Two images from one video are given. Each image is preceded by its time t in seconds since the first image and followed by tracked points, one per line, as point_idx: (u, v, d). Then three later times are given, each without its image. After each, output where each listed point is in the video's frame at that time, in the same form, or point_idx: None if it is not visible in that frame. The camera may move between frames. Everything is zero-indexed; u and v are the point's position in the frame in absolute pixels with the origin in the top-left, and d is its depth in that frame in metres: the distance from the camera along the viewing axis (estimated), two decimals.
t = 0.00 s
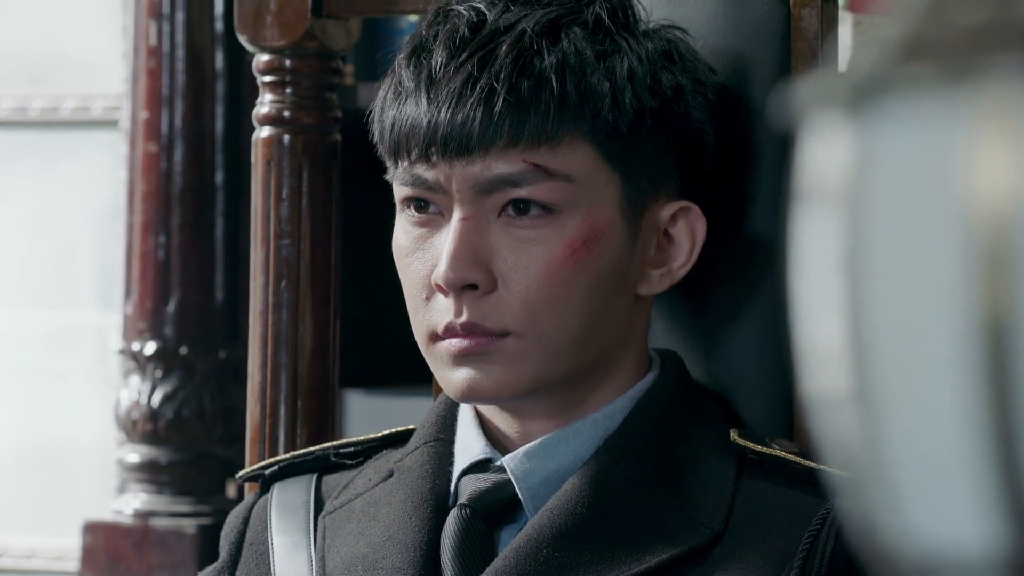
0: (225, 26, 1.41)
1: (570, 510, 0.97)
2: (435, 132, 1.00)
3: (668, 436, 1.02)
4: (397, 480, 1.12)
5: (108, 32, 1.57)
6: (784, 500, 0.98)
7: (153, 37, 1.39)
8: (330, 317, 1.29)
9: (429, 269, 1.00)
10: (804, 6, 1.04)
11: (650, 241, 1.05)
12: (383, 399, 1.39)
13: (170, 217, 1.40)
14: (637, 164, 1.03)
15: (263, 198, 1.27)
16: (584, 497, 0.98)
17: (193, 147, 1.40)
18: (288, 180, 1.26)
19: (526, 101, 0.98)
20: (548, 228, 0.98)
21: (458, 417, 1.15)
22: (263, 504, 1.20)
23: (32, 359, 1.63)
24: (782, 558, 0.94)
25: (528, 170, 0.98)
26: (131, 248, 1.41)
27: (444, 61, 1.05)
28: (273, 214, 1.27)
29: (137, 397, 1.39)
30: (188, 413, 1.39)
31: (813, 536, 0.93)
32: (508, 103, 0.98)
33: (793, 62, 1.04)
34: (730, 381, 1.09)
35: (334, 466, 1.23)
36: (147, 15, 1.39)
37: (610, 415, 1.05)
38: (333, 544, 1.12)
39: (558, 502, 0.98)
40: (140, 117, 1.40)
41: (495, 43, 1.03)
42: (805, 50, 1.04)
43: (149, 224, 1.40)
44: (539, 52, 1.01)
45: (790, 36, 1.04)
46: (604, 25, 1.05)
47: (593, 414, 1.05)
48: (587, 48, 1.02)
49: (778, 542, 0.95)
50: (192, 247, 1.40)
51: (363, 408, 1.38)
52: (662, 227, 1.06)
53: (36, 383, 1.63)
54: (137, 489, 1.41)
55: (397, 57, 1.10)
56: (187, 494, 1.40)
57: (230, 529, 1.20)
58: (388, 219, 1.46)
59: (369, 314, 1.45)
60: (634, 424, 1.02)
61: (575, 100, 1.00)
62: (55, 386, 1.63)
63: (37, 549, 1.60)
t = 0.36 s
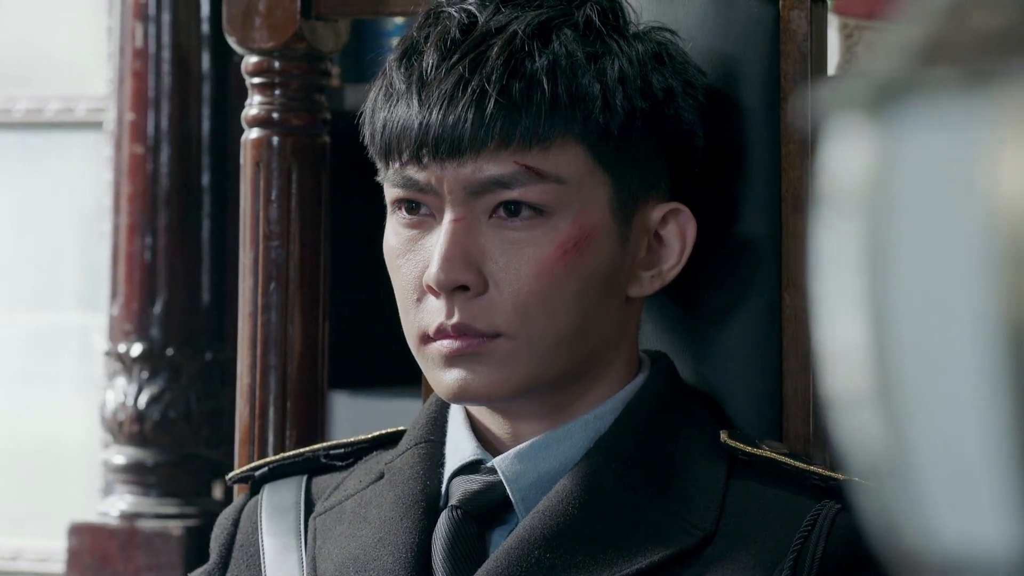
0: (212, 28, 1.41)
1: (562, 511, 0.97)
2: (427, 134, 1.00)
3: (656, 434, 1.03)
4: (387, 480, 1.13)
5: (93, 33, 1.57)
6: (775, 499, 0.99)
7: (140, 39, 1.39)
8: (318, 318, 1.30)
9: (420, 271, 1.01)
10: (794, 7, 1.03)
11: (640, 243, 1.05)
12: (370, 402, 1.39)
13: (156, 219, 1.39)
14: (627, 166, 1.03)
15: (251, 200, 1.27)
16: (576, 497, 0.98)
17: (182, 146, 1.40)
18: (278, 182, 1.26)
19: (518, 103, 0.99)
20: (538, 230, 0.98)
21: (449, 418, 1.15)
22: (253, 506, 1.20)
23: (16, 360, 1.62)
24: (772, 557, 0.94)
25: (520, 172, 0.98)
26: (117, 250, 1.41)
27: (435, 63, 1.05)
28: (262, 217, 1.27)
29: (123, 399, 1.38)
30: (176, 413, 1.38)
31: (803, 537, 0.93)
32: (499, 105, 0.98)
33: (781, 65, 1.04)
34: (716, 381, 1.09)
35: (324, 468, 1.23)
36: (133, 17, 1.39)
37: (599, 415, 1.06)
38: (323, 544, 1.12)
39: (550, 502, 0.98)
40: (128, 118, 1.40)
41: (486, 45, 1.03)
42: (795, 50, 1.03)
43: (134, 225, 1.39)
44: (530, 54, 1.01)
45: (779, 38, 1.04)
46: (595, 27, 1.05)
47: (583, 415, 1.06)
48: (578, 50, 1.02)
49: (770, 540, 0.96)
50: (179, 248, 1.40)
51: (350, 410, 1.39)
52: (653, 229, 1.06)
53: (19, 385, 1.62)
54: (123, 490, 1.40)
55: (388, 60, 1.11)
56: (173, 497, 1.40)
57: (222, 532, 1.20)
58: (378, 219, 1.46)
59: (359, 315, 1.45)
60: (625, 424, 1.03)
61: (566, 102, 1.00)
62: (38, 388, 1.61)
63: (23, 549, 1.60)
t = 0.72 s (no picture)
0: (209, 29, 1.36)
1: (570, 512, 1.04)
2: (431, 135, 1.08)
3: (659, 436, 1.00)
4: (388, 482, 1.24)
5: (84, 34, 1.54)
6: (777, 499, 1.02)
7: (138, 39, 1.37)
8: (316, 317, 1.35)
9: (421, 273, 1.08)
10: (795, 10, 1.00)
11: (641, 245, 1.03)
12: (361, 400, 1.35)
13: (155, 219, 1.35)
14: (638, 166, 1.01)
15: (250, 199, 1.35)
16: (577, 498, 1.05)
17: (177, 142, 1.36)
18: (279, 182, 1.33)
19: (522, 103, 1.03)
20: (540, 232, 0.99)
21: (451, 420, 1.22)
22: (259, 505, 1.32)
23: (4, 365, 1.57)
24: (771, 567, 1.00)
25: (524, 173, 1.00)
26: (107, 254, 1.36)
27: (438, 64, 1.11)
28: (262, 219, 1.35)
29: (123, 399, 1.38)
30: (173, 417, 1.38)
31: (804, 541, 1.00)
32: (502, 105, 1.03)
33: (785, 65, 1.02)
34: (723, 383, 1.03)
35: (326, 467, 1.33)
36: (131, 17, 1.37)
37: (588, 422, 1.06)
38: (328, 542, 1.24)
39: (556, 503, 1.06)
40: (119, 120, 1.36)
41: (491, 46, 1.07)
42: (798, 51, 1.01)
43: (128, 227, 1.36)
44: (534, 54, 1.04)
45: (781, 36, 1.02)
46: (601, 26, 1.05)
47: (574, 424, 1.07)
48: (582, 52, 1.04)
49: (766, 544, 1.01)
50: (176, 248, 1.34)
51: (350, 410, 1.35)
52: (658, 229, 1.01)
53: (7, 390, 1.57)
54: (122, 491, 1.39)
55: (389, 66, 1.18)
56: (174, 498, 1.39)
57: (227, 528, 1.33)
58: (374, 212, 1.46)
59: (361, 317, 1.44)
60: (636, 422, 1.02)
61: (568, 102, 1.02)
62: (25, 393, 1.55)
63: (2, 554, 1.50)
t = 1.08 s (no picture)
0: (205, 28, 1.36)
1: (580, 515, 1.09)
2: (432, 134, 1.10)
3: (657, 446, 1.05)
4: (388, 487, 1.23)
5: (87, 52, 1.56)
6: (786, 505, 1.00)
7: (134, 42, 1.42)
8: (313, 326, 1.25)
9: (419, 273, 1.11)
10: (793, 11, 0.99)
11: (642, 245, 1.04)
12: (358, 407, 1.26)
13: (150, 220, 1.39)
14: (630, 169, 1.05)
15: (249, 208, 1.29)
16: (576, 500, 1.09)
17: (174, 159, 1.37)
18: (281, 192, 1.26)
19: (523, 105, 1.06)
20: (539, 233, 1.03)
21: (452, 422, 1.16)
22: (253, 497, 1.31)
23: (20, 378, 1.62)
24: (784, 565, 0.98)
25: (523, 173, 1.04)
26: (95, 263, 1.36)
27: (438, 63, 1.12)
28: (262, 228, 1.28)
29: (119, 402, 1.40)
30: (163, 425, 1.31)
31: (804, 542, 0.99)
32: (503, 105, 1.07)
33: (783, 65, 0.98)
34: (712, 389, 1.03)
35: (325, 467, 1.28)
36: (128, 20, 1.41)
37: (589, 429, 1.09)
38: (327, 540, 1.27)
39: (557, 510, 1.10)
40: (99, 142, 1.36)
41: (491, 45, 1.09)
42: (797, 52, 0.98)
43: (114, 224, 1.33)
44: (534, 55, 1.07)
45: (779, 37, 0.99)
46: (598, 28, 1.07)
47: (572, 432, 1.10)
48: (582, 53, 1.07)
49: (770, 553, 1.00)
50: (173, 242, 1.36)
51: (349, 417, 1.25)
52: (654, 232, 1.04)
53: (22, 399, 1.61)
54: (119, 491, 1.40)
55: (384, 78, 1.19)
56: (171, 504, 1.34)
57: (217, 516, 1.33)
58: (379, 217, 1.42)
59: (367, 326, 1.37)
60: (632, 434, 1.07)
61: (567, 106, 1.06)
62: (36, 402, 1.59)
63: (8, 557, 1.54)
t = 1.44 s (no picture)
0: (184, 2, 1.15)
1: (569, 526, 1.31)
2: (434, 130, 1.31)
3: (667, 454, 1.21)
4: (390, 496, 1.29)
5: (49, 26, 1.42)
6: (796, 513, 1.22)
7: None
8: (307, 331, 1.21)
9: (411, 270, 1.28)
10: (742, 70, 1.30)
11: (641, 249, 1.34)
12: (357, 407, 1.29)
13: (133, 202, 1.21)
14: (623, 174, 1.33)
15: (243, 213, 1.18)
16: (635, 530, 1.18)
17: (170, 159, 1.17)
18: (282, 199, 1.19)
19: (513, 104, 1.30)
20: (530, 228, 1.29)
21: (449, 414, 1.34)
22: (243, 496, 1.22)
23: None
24: None
25: (518, 172, 1.31)
26: (89, 270, 1.24)
27: (433, 61, 1.33)
28: (262, 235, 1.18)
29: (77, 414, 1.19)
30: (164, 435, 1.19)
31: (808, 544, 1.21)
32: (496, 102, 1.30)
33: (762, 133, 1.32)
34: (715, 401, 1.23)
35: (315, 461, 1.26)
36: None
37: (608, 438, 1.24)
38: (319, 537, 1.26)
39: (553, 519, 1.31)
40: (88, 145, 1.23)
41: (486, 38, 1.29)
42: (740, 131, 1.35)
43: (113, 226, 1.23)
44: (527, 53, 1.29)
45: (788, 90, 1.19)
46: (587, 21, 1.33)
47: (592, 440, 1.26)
48: (571, 57, 1.31)
49: (779, 560, 1.18)
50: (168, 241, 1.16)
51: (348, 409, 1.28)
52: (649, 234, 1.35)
53: None
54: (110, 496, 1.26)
55: (382, 84, 1.35)
56: (159, 519, 1.18)
57: (196, 521, 1.19)
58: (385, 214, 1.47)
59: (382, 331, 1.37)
60: (641, 445, 1.21)
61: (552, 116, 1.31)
62: None
63: None
